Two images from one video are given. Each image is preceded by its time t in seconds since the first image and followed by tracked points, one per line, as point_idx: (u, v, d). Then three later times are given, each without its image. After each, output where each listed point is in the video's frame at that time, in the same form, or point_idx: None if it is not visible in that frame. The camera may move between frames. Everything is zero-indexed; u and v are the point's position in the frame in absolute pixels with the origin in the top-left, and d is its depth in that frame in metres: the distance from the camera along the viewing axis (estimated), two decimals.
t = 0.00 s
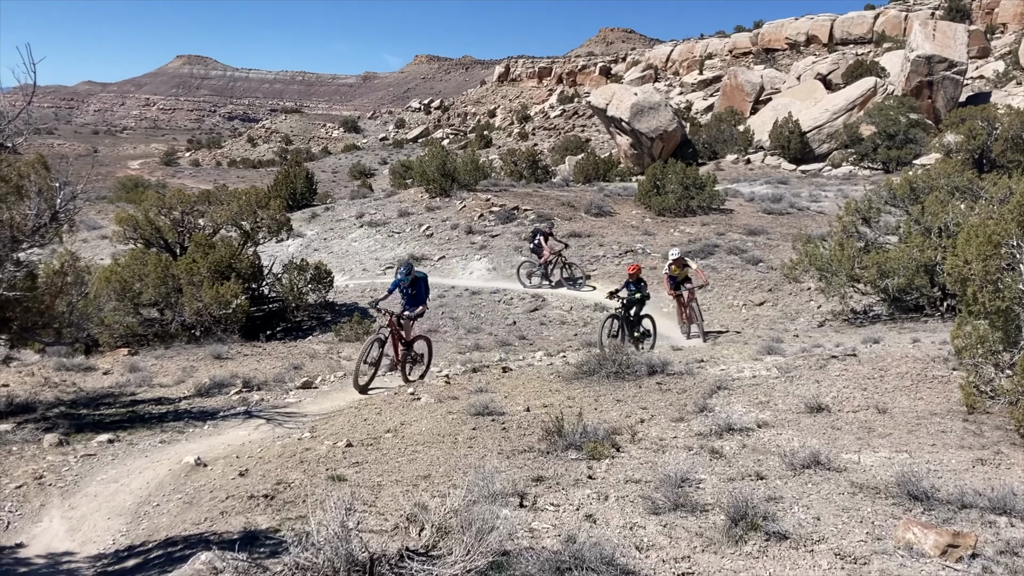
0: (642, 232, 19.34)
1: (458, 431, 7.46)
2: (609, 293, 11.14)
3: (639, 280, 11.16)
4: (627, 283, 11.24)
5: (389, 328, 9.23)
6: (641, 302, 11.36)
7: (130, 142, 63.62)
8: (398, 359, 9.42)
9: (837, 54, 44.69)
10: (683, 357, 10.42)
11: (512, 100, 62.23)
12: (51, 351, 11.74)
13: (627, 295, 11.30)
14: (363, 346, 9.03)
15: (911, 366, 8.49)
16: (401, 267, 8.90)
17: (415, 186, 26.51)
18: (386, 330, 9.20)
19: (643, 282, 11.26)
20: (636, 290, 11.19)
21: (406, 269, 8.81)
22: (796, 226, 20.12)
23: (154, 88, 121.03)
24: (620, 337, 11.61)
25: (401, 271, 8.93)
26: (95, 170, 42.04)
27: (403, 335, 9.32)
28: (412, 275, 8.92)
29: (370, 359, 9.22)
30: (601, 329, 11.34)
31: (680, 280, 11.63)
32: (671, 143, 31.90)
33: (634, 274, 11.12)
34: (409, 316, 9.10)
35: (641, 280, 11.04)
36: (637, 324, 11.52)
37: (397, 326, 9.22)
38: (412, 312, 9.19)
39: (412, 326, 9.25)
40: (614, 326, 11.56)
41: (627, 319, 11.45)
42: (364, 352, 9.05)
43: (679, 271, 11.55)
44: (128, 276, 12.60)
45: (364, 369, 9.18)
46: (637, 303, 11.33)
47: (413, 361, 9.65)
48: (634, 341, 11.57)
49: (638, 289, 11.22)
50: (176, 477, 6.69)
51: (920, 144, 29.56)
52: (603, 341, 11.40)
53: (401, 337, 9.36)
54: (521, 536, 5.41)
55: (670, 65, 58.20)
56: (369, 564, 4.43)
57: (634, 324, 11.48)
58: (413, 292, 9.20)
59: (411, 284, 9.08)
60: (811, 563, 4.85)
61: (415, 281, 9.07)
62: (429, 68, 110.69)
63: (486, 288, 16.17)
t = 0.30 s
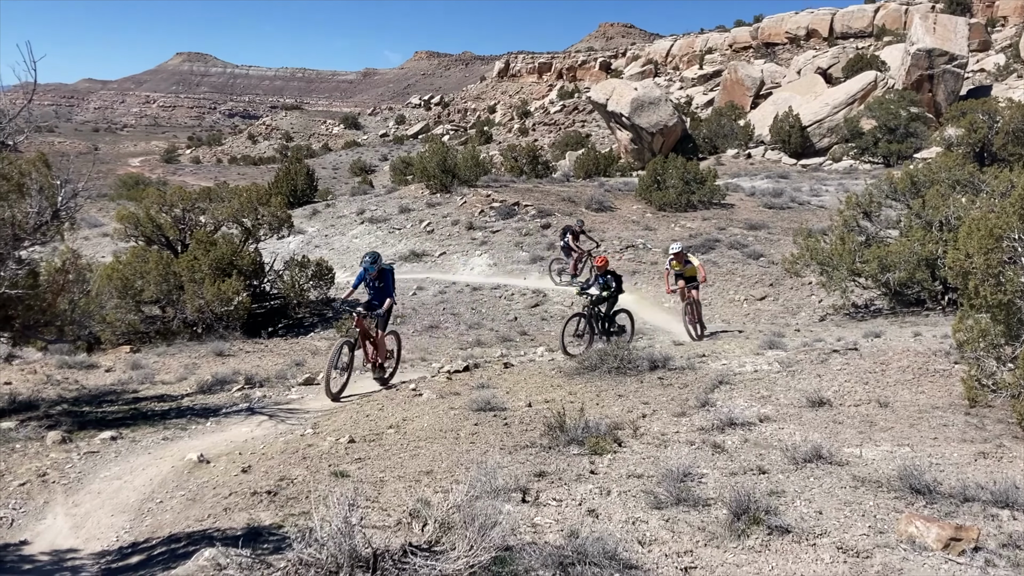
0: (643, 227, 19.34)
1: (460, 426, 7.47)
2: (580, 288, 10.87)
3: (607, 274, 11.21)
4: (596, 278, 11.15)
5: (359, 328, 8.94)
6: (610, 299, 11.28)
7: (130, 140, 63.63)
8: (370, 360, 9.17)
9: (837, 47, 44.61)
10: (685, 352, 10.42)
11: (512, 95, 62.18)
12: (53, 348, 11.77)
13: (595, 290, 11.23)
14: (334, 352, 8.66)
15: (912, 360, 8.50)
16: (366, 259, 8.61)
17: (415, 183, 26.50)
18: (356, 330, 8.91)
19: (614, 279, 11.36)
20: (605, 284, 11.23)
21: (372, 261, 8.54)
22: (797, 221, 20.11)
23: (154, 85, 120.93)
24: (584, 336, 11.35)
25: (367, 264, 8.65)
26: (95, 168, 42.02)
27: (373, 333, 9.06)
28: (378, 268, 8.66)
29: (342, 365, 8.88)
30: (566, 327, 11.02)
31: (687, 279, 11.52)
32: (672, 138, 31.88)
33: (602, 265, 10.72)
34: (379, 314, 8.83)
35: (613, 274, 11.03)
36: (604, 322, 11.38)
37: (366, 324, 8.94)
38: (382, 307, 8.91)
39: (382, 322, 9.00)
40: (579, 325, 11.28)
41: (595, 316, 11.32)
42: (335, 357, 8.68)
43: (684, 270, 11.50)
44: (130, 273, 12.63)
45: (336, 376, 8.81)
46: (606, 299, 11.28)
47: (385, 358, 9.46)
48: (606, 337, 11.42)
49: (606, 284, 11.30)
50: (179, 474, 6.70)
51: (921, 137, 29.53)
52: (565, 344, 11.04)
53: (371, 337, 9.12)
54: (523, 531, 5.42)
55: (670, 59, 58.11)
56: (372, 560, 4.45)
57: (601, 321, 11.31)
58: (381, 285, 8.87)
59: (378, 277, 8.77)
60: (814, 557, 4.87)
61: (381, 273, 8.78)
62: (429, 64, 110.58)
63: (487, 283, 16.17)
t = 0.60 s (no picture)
0: (642, 221, 19.32)
1: (459, 422, 7.47)
2: (544, 286, 10.27)
3: (575, 273, 10.45)
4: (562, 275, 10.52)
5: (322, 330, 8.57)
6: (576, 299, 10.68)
7: (128, 136, 63.46)
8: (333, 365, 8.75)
9: (836, 41, 44.55)
10: (684, 346, 10.42)
11: (510, 90, 62.07)
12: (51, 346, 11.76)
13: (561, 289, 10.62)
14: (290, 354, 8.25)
15: (911, 353, 8.50)
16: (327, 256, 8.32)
17: (414, 178, 26.46)
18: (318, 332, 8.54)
19: (581, 275, 10.65)
20: (571, 283, 10.54)
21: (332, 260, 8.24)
22: (796, 214, 20.11)
23: (152, 81, 120.62)
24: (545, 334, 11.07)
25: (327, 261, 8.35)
26: (93, 164, 41.94)
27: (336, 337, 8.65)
28: (338, 267, 8.34)
29: (301, 371, 8.47)
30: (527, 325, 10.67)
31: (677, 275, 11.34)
32: (671, 132, 31.86)
33: (568, 266, 9.84)
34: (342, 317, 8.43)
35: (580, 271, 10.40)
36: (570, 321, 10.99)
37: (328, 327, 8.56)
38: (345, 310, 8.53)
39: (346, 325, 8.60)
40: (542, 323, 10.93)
41: (560, 313, 10.91)
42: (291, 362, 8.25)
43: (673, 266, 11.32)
44: (128, 270, 12.61)
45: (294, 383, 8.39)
46: (569, 298, 10.74)
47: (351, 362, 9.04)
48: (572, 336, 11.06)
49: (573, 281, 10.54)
50: (178, 471, 6.70)
51: (920, 130, 29.51)
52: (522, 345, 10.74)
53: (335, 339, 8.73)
54: (523, 526, 5.43)
55: (668, 53, 58.01)
56: (371, 555, 4.46)
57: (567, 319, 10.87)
58: (342, 286, 8.52)
59: (339, 277, 8.43)
60: (813, 550, 4.88)
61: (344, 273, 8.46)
62: (427, 59, 110.29)
63: (486, 279, 16.16)
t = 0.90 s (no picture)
0: (641, 216, 19.32)
1: (459, 417, 7.48)
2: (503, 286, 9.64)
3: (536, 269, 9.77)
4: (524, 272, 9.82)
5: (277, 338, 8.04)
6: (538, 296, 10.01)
7: (127, 133, 63.39)
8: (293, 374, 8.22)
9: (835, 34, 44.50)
10: (684, 340, 10.43)
11: (510, 85, 62.02)
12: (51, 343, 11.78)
13: (523, 288, 9.94)
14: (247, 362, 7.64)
15: (910, 346, 8.51)
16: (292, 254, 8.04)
17: (413, 174, 26.45)
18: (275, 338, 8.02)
19: (542, 272, 9.91)
20: (531, 279, 9.83)
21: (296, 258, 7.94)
22: (796, 208, 20.11)
23: (150, 78, 120.37)
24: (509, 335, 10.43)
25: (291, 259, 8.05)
26: (92, 162, 41.95)
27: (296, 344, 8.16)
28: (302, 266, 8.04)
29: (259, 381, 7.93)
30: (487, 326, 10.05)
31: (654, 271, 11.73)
32: (670, 127, 31.85)
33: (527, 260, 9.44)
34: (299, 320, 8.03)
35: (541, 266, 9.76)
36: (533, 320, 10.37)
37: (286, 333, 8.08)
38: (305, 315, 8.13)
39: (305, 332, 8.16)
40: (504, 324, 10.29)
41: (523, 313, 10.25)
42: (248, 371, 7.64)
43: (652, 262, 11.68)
44: (128, 267, 12.64)
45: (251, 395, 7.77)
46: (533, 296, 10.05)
47: (311, 371, 8.51)
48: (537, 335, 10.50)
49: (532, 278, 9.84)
50: (177, 467, 6.71)
51: (919, 123, 29.48)
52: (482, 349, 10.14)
53: (291, 347, 8.21)
54: (522, 520, 5.45)
55: (668, 48, 57.95)
56: (370, 550, 4.49)
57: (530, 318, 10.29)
58: (305, 287, 8.17)
59: (302, 278, 8.09)
60: (812, 543, 4.90)
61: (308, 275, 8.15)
62: (426, 54, 110.13)
63: (485, 274, 16.16)
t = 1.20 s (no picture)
0: (642, 212, 19.31)
1: (460, 414, 7.49)
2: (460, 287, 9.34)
3: (495, 272, 9.49)
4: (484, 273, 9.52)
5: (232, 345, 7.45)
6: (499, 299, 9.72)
7: (128, 131, 63.43)
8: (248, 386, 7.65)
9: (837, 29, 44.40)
10: (685, 336, 10.43)
11: (510, 82, 61.95)
12: (53, 341, 11.80)
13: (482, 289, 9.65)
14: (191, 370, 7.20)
15: (912, 341, 8.52)
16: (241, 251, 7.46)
17: (414, 171, 26.45)
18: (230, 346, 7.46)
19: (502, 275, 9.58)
20: (491, 282, 9.55)
21: (247, 256, 7.37)
22: (797, 203, 20.09)
23: (151, 76, 120.23)
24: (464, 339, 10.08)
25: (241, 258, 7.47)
26: (93, 160, 41.95)
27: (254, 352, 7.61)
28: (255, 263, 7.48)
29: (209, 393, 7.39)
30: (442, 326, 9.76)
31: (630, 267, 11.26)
32: (671, 122, 31.82)
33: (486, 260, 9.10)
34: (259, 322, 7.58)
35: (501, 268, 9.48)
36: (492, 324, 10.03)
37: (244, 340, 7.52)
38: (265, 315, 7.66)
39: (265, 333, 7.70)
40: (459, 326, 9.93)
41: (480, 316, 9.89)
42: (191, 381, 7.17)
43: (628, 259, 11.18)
44: (129, 266, 12.67)
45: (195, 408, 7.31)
46: (490, 297, 9.78)
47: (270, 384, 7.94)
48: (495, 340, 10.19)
49: (492, 281, 9.52)
50: (180, 465, 6.72)
51: (920, 118, 29.42)
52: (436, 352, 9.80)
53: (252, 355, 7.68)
54: (524, 517, 5.46)
55: (668, 43, 57.85)
56: (372, 547, 4.52)
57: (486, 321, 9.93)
58: (262, 287, 7.70)
59: (258, 276, 7.62)
60: (813, 538, 4.92)
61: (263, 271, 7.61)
62: (427, 51, 110.00)
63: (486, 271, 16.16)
